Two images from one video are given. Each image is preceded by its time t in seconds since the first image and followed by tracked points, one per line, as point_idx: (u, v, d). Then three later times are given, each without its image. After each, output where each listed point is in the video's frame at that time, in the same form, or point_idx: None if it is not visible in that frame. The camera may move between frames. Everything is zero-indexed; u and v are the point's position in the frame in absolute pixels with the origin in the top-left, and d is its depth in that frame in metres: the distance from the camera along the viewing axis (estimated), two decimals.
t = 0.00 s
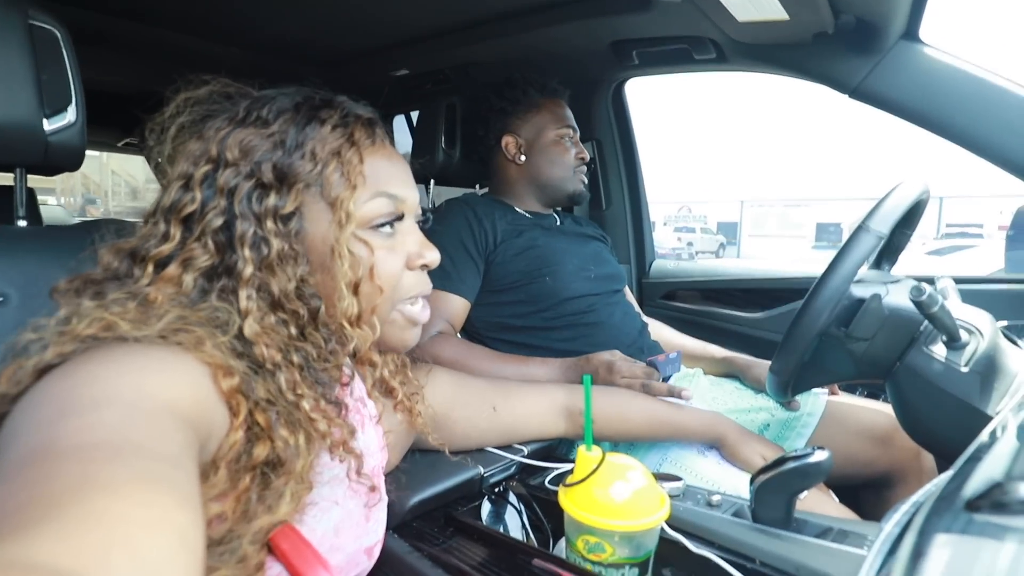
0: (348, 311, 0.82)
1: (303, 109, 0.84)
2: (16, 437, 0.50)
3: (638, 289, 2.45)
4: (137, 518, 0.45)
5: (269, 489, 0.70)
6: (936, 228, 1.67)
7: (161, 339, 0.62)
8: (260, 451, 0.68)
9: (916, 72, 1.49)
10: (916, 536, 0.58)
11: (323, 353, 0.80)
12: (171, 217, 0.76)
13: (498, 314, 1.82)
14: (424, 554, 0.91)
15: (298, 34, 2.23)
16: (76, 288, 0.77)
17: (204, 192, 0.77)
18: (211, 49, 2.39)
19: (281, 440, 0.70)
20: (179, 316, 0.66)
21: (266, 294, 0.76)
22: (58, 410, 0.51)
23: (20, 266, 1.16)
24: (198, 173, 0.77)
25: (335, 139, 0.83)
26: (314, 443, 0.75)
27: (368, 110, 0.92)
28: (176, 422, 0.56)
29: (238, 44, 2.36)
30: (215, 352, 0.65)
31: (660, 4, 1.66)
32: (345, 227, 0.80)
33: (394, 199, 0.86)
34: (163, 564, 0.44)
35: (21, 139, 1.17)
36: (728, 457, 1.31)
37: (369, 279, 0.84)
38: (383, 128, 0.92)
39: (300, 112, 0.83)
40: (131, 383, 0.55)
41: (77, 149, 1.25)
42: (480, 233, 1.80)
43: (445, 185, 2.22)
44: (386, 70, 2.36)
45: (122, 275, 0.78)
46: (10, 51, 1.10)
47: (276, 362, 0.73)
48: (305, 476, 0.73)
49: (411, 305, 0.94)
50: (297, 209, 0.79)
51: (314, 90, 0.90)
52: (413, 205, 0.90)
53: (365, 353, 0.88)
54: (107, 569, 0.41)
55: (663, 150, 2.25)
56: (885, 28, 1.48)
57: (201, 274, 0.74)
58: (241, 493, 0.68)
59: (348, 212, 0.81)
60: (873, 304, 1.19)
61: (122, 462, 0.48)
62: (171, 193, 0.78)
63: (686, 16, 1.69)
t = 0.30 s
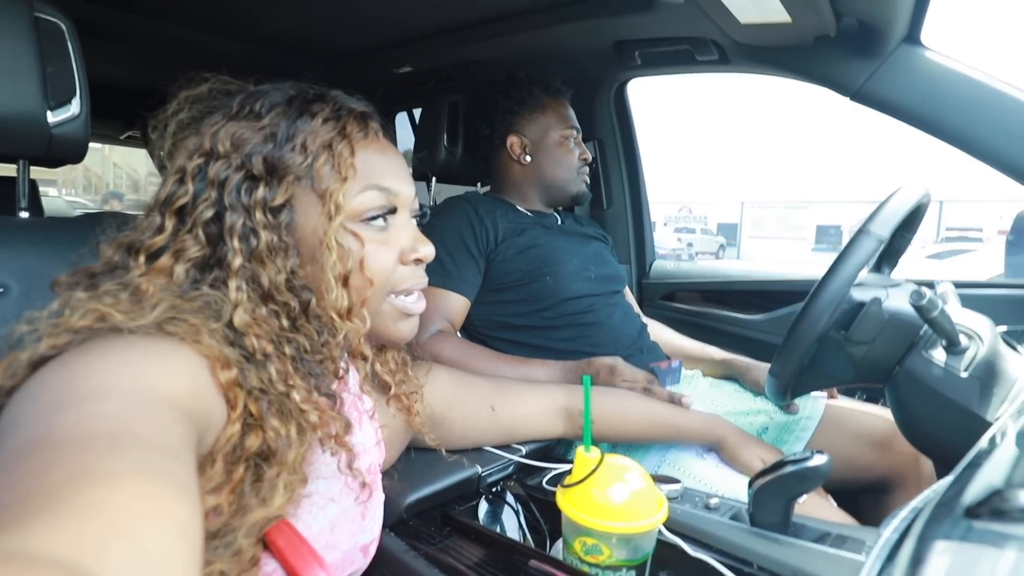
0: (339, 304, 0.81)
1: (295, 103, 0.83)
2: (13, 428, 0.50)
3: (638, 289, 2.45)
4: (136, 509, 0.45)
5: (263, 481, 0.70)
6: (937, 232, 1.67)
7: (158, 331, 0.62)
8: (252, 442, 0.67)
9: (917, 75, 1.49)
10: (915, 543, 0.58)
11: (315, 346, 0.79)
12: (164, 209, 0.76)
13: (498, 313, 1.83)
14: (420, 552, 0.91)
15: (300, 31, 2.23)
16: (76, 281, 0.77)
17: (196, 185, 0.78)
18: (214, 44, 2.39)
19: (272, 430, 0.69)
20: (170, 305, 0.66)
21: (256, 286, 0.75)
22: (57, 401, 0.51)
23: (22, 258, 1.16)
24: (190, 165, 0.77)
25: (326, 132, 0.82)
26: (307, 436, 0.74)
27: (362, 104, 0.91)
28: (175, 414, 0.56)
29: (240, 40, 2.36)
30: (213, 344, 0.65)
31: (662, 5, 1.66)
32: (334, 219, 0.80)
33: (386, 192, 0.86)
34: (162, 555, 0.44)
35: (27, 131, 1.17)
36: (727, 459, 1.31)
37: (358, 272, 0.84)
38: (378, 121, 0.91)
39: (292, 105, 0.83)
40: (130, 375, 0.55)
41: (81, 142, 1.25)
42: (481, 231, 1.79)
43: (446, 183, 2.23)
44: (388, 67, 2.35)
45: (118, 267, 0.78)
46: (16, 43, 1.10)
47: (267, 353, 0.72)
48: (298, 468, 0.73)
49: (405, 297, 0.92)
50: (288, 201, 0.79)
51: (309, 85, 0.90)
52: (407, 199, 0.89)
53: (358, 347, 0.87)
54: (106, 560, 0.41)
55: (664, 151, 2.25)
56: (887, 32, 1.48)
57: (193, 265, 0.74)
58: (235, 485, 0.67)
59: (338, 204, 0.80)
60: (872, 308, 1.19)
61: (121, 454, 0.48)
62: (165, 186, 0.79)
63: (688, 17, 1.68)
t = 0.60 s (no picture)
0: (354, 312, 0.81)
1: (323, 112, 0.85)
2: (33, 422, 0.50)
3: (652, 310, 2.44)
4: (151, 508, 0.45)
5: (274, 483, 0.70)
6: (957, 266, 1.65)
7: (178, 330, 0.62)
8: (264, 443, 0.67)
9: (944, 106, 1.48)
10: None
11: (330, 351, 0.79)
12: (190, 210, 0.77)
13: (511, 325, 1.83)
14: (423, 564, 0.91)
15: (329, 41, 2.27)
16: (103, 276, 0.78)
17: (223, 188, 0.79)
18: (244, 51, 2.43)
19: (284, 431, 0.69)
20: (189, 302, 0.67)
21: (275, 289, 0.76)
22: (77, 396, 0.51)
23: (49, 251, 1.17)
24: (218, 168, 0.79)
25: (351, 141, 0.83)
26: (318, 440, 0.74)
27: (389, 116, 0.93)
28: (192, 414, 0.56)
29: (269, 47, 2.39)
30: (232, 346, 0.65)
31: (688, 29, 1.66)
32: (354, 226, 0.80)
33: (408, 203, 0.86)
34: (175, 555, 0.44)
35: (63, 129, 1.19)
36: (736, 487, 1.30)
37: (376, 279, 0.83)
38: (403, 133, 0.92)
39: (320, 115, 0.84)
40: (149, 374, 0.55)
41: (113, 142, 1.27)
42: (498, 245, 1.80)
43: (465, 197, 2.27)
44: (412, 80, 2.38)
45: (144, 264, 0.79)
46: (57, 42, 1.12)
47: (282, 355, 0.72)
48: (308, 470, 0.73)
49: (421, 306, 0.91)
50: (310, 207, 0.79)
51: (338, 96, 0.92)
52: (428, 211, 0.89)
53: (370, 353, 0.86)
54: (120, 557, 0.41)
55: (684, 173, 2.25)
56: (913, 63, 1.48)
57: (215, 264, 0.75)
58: (246, 484, 0.67)
59: (359, 211, 0.81)
60: (891, 340, 1.17)
61: (138, 452, 0.48)
62: (194, 187, 0.80)
63: (713, 42, 1.69)
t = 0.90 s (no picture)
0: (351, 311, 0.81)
1: (317, 109, 0.84)
2: (32, 424, 0.51)
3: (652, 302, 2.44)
4: (151, 508, 0.45)
5: (274, 482, 0.70)
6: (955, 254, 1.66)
7: (176, 330, 0.63)
8: (264, 442, 0.68)
9: (940, 95, 1.48)
10: (933, 567, 0.57)
11: (329, 349, 0.79)
12: (184, 210, 0.77)
13: (512, 324, 1.84)
14: (428, 560, 0.91)
15: (323, 38, 2.26)
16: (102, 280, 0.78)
17: (216, 187, 0.79)
18: (239, 50, 2.42)
19: (284, 430, 0.70)
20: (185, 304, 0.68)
21: (271, 289, 0.76)
22: (76, 398, 0.51)
23: (43, 255, 1.17)
24: (211, 167, 0.79)
25: (346, 138, 0.83)
26: (318, 438, 0.74)
27: (384, 112, 0.93)
28: (191, 414, 0.56)
29: (264, 45, 2.39)
30: (232, 347, 0.66)
31: (685, 21, 1.66)
32: (349, 224, 0.81)
33: (404, 199, 0.86)
34: (175, 555, 0.44)
35: (55, 129, 1.19)
36: (738, 476, 1.30)
37: (373, 277, 0.84)
38: (399, 129, 0.92)
39: (313, 111, 0.84)
40: (148, 374, 0.56)
41: (107, 142, 1.27)
42: (500, 241, 1.79)
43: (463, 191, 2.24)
44: (408, 76, 2.37)
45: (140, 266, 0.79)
46: (48, 43, 1.12)
47: (280, 355, 0.72)
48: (309, 468, 0.73)
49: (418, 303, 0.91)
50: (305, 205, 0.80)
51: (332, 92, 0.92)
52: (425, 206, 0.89)
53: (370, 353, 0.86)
54: (120, 558, 0.41)
55: (682, 165, 2.25)
56: (909, 52, 1.48)
57: (210, 266, 0.76)
58: (247, 484, 0.67)
59: (354, 210, 0.81)
60: (890, 328, 1.18)
61: (137, 453, 0.48)
62: (187, 187, 0.80)
63: (710, 33, 1.69)
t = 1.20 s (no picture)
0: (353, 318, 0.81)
1: (333, 112, 0.84)
2: (30, 424, 0.50)
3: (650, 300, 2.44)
4: (149, 509, 0.45)
5: (274, 483, 0.70)
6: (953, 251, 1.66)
7: (175, 329, 0.62)
8: (264, 444, 0.67)
9: (937, 91, 1.48)
10: (931, 563, 0.57)
11: (330, 352, 0.79)
12: (191, 206, 0.76)
13: (509, 323, 1.83)
14: (427, 559, 0.91)
15: (321, 36, 2.25)
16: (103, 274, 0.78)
17: (226, 185, 0.78)
18: (236, 48, 2.41)
19: (285, 433, 0.69)
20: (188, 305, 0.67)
21: (276, 291, 0.75)
22: (73, 398, 0.51)
23: (42, 254, 1.17)
24: (224, 166, 0.78)
25: (360, 143, 0.83)
26: (318, 441, 0.74)
27: (398, 119, 0.92)
28: (189, 413, 0.56)
29: (262, 44, 2.38)
30: (230, 347, 0.65)
31: (683, 19, 1.66)
32: (360, 231, 0.80)
33: (414, 206, 0.85)
34: (173, 555, 0.44)
35: (52, 129, 1.19)
36: (737, 474, 1.30)
37: (380, 285, 0.83)
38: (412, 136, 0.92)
39: (329, 114, 0.84)
40: (146, 374, 0.55)
41: (104, 141, 1.27)
42: (492, 241, 1.80)
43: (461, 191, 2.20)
44: (407, 74, 2.37)
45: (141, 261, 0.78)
46: (45, 43, 1.12)
47: (282, 358, 0.72)
48: (309, 471, 0.73)
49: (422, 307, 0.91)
50: (316, 208, 0.79)
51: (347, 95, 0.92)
52: (433, 214, 0.88)
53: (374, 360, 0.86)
54: (117, 558, 0.41)
55: (680, 164, 2.25)
56: (907, 49, 1.47)
57: (211, 262, 0.75)
58: (246, 485, 0.67)
59: (365, 216, 0.80)
60: (888, 325, 1.18)
61: (135, 452, 0.48)
62: (196, 182, 0.79)
63: (708, 31, 1.69)
